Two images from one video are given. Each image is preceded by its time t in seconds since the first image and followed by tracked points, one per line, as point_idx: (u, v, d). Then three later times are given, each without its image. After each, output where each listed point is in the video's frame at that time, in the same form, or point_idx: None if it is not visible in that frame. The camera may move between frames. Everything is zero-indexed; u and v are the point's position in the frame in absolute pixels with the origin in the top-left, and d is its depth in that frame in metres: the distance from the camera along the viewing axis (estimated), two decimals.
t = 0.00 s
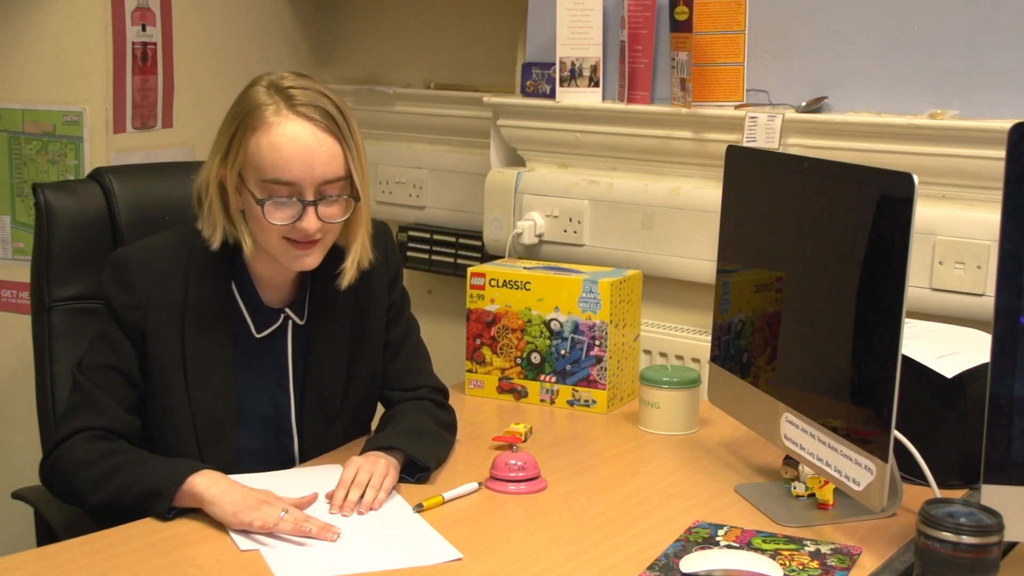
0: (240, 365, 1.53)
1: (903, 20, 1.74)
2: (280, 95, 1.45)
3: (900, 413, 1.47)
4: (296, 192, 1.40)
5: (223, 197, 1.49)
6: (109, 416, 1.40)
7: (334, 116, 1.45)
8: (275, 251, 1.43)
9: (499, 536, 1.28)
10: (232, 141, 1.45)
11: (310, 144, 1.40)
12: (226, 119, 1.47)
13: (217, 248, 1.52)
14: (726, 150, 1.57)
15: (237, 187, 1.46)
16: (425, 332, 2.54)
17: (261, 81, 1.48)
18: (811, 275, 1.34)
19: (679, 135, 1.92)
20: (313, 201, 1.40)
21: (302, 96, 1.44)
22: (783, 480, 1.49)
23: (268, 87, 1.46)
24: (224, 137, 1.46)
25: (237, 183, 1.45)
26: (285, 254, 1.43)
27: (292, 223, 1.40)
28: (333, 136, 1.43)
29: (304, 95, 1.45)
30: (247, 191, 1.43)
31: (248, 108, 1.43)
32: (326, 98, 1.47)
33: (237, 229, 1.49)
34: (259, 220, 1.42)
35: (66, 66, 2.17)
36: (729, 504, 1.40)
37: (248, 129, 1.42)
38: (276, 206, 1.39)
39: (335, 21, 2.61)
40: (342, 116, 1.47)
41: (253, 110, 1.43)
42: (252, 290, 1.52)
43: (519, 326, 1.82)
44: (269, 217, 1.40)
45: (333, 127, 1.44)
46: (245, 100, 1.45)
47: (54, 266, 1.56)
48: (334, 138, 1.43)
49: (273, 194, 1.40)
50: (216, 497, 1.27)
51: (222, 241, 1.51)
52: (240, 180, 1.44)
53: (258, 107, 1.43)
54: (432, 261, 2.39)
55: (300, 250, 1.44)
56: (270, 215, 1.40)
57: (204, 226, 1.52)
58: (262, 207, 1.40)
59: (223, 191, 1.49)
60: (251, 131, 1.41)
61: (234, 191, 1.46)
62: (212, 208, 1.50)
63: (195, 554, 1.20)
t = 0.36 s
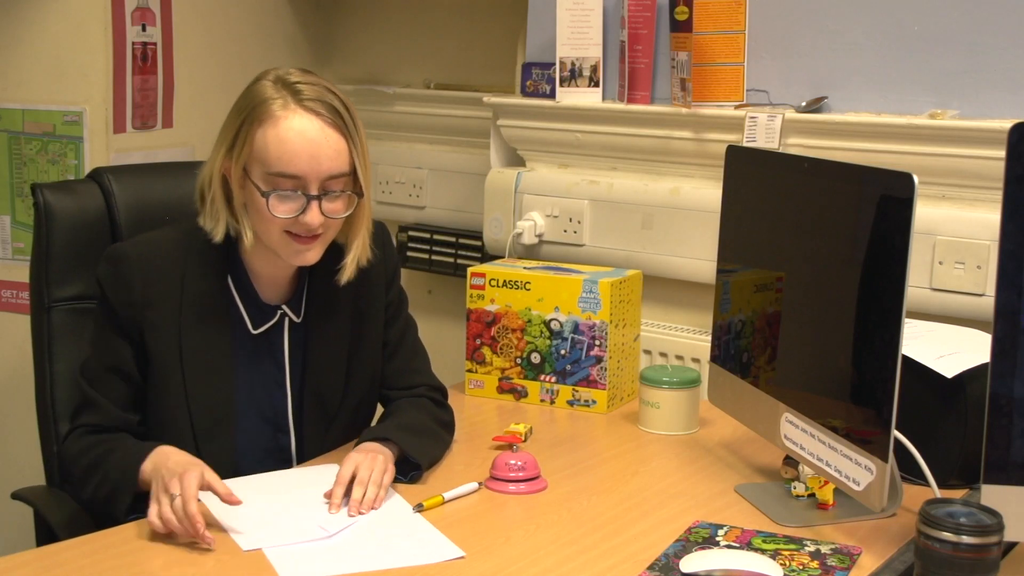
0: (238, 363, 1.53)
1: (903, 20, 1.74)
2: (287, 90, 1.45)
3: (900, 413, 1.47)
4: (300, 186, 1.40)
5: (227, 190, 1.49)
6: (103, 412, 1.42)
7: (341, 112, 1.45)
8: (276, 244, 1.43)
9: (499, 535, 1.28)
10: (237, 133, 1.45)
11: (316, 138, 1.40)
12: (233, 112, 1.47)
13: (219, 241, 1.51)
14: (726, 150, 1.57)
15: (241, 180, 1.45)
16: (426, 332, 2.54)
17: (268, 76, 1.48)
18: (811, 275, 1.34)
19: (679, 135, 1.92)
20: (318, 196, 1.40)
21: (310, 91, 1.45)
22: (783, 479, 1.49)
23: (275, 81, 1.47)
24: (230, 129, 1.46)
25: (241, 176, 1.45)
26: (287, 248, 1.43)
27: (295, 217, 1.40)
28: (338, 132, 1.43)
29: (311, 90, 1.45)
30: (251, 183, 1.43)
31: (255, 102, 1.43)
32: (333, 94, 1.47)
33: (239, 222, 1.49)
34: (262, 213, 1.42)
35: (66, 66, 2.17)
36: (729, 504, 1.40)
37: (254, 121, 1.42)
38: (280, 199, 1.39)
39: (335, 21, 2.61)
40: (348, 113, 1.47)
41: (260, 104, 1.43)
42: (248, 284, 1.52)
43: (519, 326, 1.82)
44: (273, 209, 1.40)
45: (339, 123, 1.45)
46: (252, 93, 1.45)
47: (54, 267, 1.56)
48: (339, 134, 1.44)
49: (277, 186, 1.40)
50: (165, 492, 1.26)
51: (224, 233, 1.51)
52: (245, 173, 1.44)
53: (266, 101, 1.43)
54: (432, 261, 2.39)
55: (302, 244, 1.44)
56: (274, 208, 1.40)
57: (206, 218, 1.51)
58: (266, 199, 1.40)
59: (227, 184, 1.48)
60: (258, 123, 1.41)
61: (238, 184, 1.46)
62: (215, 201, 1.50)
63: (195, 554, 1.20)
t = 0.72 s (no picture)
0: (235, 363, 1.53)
1: (903, 20, 1.74)
2: (277, 86, 1.45)
3: (900, 413, 1.47)
4: (291, 182, 1.40)
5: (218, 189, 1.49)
6: (128, 418, 1.42)
7: (330, 108, 1.45)
8: (269, 241, 1.43)
9: (499, 535, 1.28)
10: (228, 131, 1.44)
11: (307, 134, 1.40)
12: (221, 110, 1.47)
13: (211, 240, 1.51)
14: (726, 150, 1.57)
15: (232, 177, 1.45)
16: (425, 332, 2.54)
17: (257, 73, 1.48)
18: (811, 275, 1.34)
19: (679, 135, 1.92)
20: (309, 191, 1.40)
21: (300, 88, 1.45)
22: (783, 479, 1.49)
23: (265, 78, 1.47)
24: (220, 127, 1.46)
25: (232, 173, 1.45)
26: (280, 244, 1.43)
27: (287, 212, 1.40)
28: (329, 127, 1.44)
29: (300, 86, 1.45)
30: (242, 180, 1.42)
31: (245, 99, 1.43)
32: (323, 91, 1.47)
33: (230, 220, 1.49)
34: (254, 210, 1.41)
35: (66, 66, 2.17)
36: (729, 504, 1.40)
37: (244, 118, 1.42)
38: (272, 195, 1.39)
39: (336, 21, 2.61)
40: (338, 108, 1.47)
41: (250, 101, 1.43)
42: (241, 282, 1.53)
43: (519, 326, 1.82)
44: (265, 206, 1.40)
45: (329, 118, 1.45)
46: (242, 90, 1.45)
47: (55, 267, 1.56)
48: (330, 130, 1.44)
49: (268, 182, 1.40)
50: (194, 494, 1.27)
51: (216, 232, 1.51)
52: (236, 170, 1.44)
53: (255, 97, 1.43)
54: (432, 261, 2.39)
55: (294, 240, 1.43)
56: (266, 204, 1.39)
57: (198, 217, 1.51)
58: (258, 196, 1.40)
59: (218, 183, 1.48)
60: (247, 120, 1.41)
61: (229, 182, 1.46)
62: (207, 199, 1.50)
63: (195, 555, 1.20)
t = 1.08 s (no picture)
0: (232, 365, 1.53)
1: (903, 20, 1.74)
2: (284, 92, 1.45)
3: (900, 413, 1.47)
4: (297, 189, 1.40)
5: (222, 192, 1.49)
6: (95, 417, 1.41)
7: (337, 115, 1.45)
8: (273, 247, 1.43)
9: (499, 535, 1.28)
10: (233, 135, 1.44)
11: (313, 141, 1.40)
12: (226, 113, 1.47)
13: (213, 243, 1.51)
14: (726, 150, 1.57)
15: (236, 182, 1.45)
16: (425, 332, 2.54)
17: (264, 78, 1.48)
18: (811, 276, 1.34)
19: (679, 135, 1.92)
20: (314, 199, 1.40)
21: (307, 94, 1.45)
22: (783, 479, 1.49)
23: (272, 83, 1.47)
24: (225, 131, 1.46)
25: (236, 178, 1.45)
26: (283, 250, 1.43)
27: (291, 220, 1.40)
28: (335, 135, 1.44)
29: (308, 93, 1.45)
30: (247, 186, 1.42)
31: (252, 104, 1.43)
32: (331, 98, 1.47)
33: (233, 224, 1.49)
34: (258, 216, 1.41)
35: (66, 66, 2.17)
36: (729, 504, 1.40)
37: (250, 124, 1.42)
38: (277, 202, 1.39)
39: (336, 21, 2.61)
40: (344, 116, 1.47)
41: (257, 106, 1.43)
42: (241, 285, 1.53)
43: (519, 326, 1.82)
44: (269, 213, 1.40)
45: (336, 126, 1.45)
46: (248, 95, 1.45)
47: (54, 268, 1.56)
48: (336, 137, 1.44)
49: (274, 189, 1.40)
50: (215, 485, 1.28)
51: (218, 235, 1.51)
52: (240, 175, 1.44)
53: (262, 103, 1.43)
54: (432, 261, 2.39)
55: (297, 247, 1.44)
56: (270, 211, 1.39)
57: (201, 220, 1.51)
58: (262, 202, 1.40)
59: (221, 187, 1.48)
60: (254, 126, 1.41)
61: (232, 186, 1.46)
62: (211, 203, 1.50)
63: (196, 554, 1.20)
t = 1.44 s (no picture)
0: (232, 366, 1.53)
1: (903, 20, 1.74)
2: (286, 96, 1.45)
3: (900, 413, 1.47)
4: (297, 194, 1.40)
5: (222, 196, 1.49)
6: (91, 417, 1.41)
7: (339, 120, 1.45)
8: (273, 251, 1.43)
9: (499, 535, 1.28)
10: (234, 139, 1.44)
11: (314, 147, 1.40)
12: (227, 117, 1.47)
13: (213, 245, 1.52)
14: (726, 150, 1.57)
15: (237, 186, 1.45)
16: (425, 332, 2.54)
17: (265, 81, 1.48)
18: (812, 276, 1.34)
19: (679, 136, 1.92)
20: (315, 204, 1.40)
21: (309, 99, 1.45)
22: (783, 479, 1.49)
23: (273, 87, 1.47)
24: (226, 135, 1.46)
25: (237, 182, 1.45)
26: (284, 255, 1.43)
27: (292, 225, 1.40)
28: (337, 140, 1.44)
29: (309, 97, 1.45)
30: (247, 190, 1.42)
31: (253, 108, 1.43)
32: (332, 102, 1.47)
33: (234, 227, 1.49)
34: (259, 220, 1.41)
35: (66, 66, 2.17)
36: (729, 504, 1.40)
37: (251, 128, 1.42)
38: (277, 207, 1.39)
39: (336, 20, 2.61)
40: (346, 121, 1.47)
41: (258, 110, 1.43)
42: (240, 286, 1.53)
43: (519, 326, 1.82)
44: (270, 218, 1.40)
45: (337, 131, 1.44)
46: (249, 98, 1.45)
47: (54, 267, 1.56)
48: (337, 143, 1.44)
49: (275, 194, 1.40)
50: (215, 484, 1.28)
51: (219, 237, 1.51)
52: (241, 180, 1.44)
53: (263, 108, 1.43)
54: (432, 261, 2.39)
55: (298, 252, 1.44)
56: (271, 216, 1.39)
57: (201, 223, 1.52)
58: (263, 207, 1.40)
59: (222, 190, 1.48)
60: (255, 130, 1.41)
61: (233, 190, 1.46)
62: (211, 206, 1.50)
63: (196, 554, 1.20)
